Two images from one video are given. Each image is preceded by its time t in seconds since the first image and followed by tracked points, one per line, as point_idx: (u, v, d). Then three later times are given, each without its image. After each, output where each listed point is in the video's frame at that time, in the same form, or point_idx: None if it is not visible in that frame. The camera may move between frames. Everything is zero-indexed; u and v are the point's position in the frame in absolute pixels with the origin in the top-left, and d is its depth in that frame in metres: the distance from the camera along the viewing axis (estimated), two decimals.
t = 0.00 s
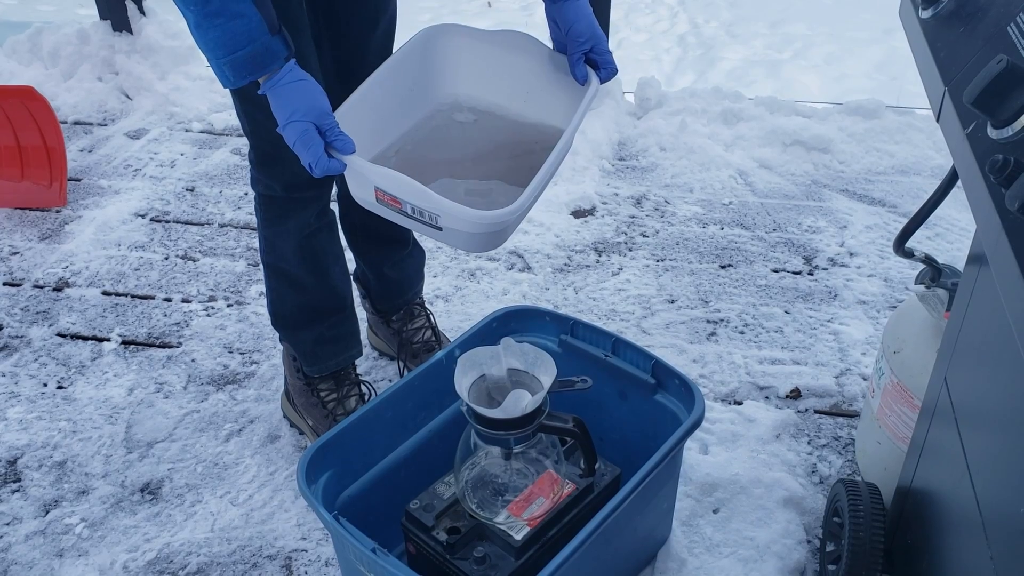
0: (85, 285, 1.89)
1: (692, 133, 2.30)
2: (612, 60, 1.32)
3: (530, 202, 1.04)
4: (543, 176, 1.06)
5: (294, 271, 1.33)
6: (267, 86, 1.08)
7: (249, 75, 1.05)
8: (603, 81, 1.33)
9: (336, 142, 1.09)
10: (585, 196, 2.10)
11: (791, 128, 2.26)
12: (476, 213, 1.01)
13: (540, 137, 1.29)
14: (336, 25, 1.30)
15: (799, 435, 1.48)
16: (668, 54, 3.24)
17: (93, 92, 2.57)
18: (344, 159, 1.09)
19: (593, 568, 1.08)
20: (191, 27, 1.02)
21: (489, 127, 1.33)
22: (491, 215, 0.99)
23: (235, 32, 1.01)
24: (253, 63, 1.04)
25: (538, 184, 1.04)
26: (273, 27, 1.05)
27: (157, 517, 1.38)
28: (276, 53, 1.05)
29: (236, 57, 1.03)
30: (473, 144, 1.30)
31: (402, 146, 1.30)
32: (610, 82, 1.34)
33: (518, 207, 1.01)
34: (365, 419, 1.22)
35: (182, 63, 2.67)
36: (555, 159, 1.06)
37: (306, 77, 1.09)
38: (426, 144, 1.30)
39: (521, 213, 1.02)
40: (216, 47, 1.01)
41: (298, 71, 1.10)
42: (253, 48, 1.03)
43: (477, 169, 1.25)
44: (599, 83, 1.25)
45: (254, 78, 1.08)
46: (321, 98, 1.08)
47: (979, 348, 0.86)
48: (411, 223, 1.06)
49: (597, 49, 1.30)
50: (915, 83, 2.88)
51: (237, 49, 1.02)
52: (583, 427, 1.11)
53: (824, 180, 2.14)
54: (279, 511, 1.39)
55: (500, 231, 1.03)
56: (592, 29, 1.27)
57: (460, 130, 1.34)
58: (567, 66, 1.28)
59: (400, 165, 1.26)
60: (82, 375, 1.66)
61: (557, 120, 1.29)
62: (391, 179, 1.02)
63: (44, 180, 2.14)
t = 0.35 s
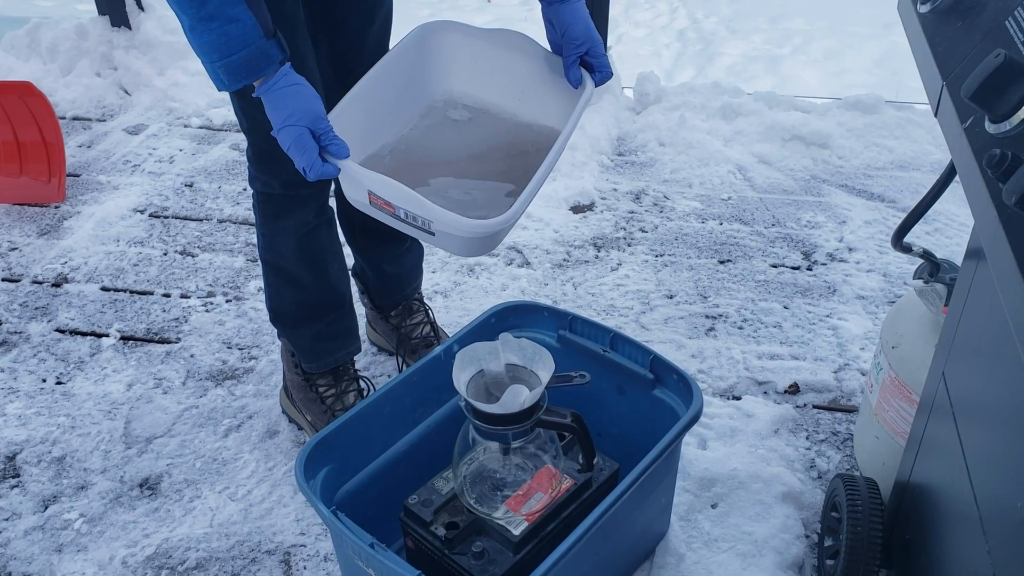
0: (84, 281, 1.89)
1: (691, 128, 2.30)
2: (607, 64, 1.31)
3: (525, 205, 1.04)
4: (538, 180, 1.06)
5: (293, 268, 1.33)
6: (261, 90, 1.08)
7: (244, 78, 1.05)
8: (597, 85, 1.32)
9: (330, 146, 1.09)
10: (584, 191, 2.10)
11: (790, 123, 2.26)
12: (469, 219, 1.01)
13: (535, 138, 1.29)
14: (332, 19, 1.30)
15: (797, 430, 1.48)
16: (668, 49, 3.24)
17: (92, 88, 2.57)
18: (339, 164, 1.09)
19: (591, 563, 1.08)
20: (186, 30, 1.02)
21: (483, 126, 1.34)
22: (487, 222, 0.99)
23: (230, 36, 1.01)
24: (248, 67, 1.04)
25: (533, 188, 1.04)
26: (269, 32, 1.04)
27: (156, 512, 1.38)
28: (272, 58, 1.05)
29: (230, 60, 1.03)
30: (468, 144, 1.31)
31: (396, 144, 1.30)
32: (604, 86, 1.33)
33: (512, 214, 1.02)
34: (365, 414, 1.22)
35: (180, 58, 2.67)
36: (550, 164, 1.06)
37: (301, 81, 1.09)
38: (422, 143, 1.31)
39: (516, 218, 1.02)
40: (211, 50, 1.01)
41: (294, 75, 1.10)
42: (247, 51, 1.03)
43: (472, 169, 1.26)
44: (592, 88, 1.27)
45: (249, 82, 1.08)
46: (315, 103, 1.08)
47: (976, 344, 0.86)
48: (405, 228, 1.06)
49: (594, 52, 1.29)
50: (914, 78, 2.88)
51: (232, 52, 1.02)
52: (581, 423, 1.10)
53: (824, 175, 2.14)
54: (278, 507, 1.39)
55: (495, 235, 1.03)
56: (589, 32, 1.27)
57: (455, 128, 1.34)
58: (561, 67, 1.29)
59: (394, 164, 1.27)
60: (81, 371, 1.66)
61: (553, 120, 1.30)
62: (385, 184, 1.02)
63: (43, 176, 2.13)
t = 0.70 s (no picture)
0: (82, 276, 1.88)
1: (691, 124, 2.29)
2: (608, 62, 1.31)
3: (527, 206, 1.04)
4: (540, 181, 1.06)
5: (292, 264, 1.32)
6: (262, 90, 1.08)
7: (244, 78, 1.05)
8: (598, 83, 1.32)
9: (330, 147, 1.08)
10: (584, 187, 2.10)
11: (791, 118, 2.26)
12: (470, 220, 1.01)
13: (535, 137, 1.29)
14: (331, 13, 1.29)
15: (798, 425, 1.47)
16: (668, 46, 3.23)
17: (90, 83, 2.56)
18: (339, 164, 1.08)
19: (592, 558, 1.08)
20: (185, 29, 1.01)
21: (484, 124, 1.33)
22: (489, 224, 0.99)
23: (230, 35, 1.00)
24: (248, 67, 1.04)
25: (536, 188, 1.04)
26: (269, 32, 1.04)
27: (155, 507, 1.38)
28: (271, 58, 1.05)
29: (230, 60, 1.02)
30: (468, 143, 1.30)
31: (396, 142, 1.30)
32: (605, 84, 1.33)
33: (515, 215, 1.01)
34: (364, 409, 1.22)
35: (179, 53, 2.66)
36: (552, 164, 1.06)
37: (300, 82, 1.09)
38: (422, 142, 1.30)
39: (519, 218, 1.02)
40: (211, 49, 1.01)
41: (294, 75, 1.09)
42: (248, 51, 1.02)
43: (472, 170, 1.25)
44: (593, 87, 1.27)
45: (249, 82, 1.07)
46: (316, 103, 1.08)
47: (979, 339, 0.86)
48: (406, 229, 1.06)
49: (595, 51, 1.29)
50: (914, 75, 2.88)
51: (232, 52, 1.02)
52: (582, 417, 1.10)
53: (824, 171, 2.13)
54: (277, 502, 1.38)
55: (497, 237, 1.03)
56: (589, 31, 1.26)
57: (455, 127, 1.34)
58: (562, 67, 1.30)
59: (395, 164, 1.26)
60: (79, 366, 1.65)
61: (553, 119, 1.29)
62: (385, 185, 1.02)
63: (41, 171, 2.13)
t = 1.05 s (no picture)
0: (82, 274, 1.88)
1: (692, 122, 2.29)
2: (611, 62, 1.30)
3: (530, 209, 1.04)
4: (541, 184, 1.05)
5: (293, 262, 1.32)
6: (265, 91, 1.08)
7: (247, 80, 1.04)
8: (600, 82, 1.32)
9: (334, 149, 1.08)
10: (585, 185, 2.09)
11: (792, 117, 2.25)
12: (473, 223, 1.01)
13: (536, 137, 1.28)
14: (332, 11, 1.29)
15: (799, 423, 1.47)
16: (668, 45, 3.23)
17: (90, 81, 2.55)
18: (342, 166, 1.08)
19: (594, 556, 1.08)
20: (188, 31, 1.01)
21: (485, 123, 1.32)
22: (491, 228, 0.99)
23: (233, 37, 1.00)
24: (251, 68, 1.03)
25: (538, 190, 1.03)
26: (272, 33, 1.04)
27: (155, 506, 1.38)
28: (275, 59, 1.04)
29: (234, 61, 1.02)
30: (469, 143, 1.30)
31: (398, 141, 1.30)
32: (607, 83, 1.33)
33: (518, 217, 1.01)
34: (365, 407, 1.21)
35: (179, 52, 2.66)
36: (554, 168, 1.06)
37: (304, 84, 1.09)
38: (423, 142, 1.30)
39: (521, 222, 1.02)
40: (214, 51, 1.01)
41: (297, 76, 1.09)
42: (251, 53, 1.02)
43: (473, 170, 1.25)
44: (595, 86, 1.26)
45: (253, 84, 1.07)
46: (318, 104, 1.08)
47: (983, 337, 0.86)
48: (409, 231, 1.06)
49: (596, 50, 1.28)
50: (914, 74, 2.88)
51: (235, 54, 1.02)
52: (583, 415, 1.10)
53: (825, 170, 2.13)
54: (278, 500, 1.38)
55: (500, 238, 1.03)
56: (591, 30, 1.26)
57: (456, 125, 1.33)
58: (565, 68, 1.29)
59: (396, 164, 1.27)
60: (79, 364, 1.65)
61: (554, 118, 1.29)
62: (387, 187, 1.01)
63: (41, 169, 2.12)
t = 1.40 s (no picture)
0: (82, 267, 1.87)
1: (693, 115, 2.28)
2: (612, 53, 1.30)
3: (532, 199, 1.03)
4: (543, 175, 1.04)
5: (293, 254, 1.31)
6: (265, 83, 1.07)
7: (247, 71, 1.03)
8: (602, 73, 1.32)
9: (335, 141, 1.07)
10: (586, 177, 2.09)
11: (794, 109, 2.25)
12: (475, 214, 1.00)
13: (537, 127, 1.27)
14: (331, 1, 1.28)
15: (802, 416, 1.47)
16: (668, 39, 3.22)
17: (90, 73, 2.54)
18: (343, 159, 1.07)
19: (595, 548, 1.07)
20: (187, 21, 1.00)
21: (485, 114, 1.31)
22: (494, 219, 0.98)
23: (233, 27, 0.99)
24: (250, 59, 1.03)
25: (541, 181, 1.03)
26: (271, 23, 1.03)
27: (155, 497, 1.37)
28: (274, 50, 1.04)
29: (233, 52, 1.01)
30: (470, 134, 1.29)
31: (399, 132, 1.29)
32: (609, 73, 1.33)
33: (520, 209, 1.00)
34: (366, 398, 1.21)
35: (179, 44, 2.65)
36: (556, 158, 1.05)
37: (304, 75, 1.08)
38: (424, 132, 1.30)
39: (523, 214, 1.01)
40: (213, 41, 1.00)
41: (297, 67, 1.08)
42: (251, 43, 1.01)
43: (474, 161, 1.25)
44: (598, 77, 1.24)
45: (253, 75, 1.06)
46: (319, 95, 1.07)
47: (988, 327, 0.85)
48: (410, 222, 1.05)
49: (599, 41, 1.27)
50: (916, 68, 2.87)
51: (234, 44, 1.01)
52: (585, 407, 1.09)
53: (827, 162, 2.12)
54: (278, 492, 1.38)
55: (502, 230, 1.02)
56: (593, 20, 1.24)
57: (457, 116, 1.32)
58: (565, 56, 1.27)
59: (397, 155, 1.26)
60: (79, 356, 1.64)
61: (555, 108, 1.28)
62: (388, 178, 1.01)
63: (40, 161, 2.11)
